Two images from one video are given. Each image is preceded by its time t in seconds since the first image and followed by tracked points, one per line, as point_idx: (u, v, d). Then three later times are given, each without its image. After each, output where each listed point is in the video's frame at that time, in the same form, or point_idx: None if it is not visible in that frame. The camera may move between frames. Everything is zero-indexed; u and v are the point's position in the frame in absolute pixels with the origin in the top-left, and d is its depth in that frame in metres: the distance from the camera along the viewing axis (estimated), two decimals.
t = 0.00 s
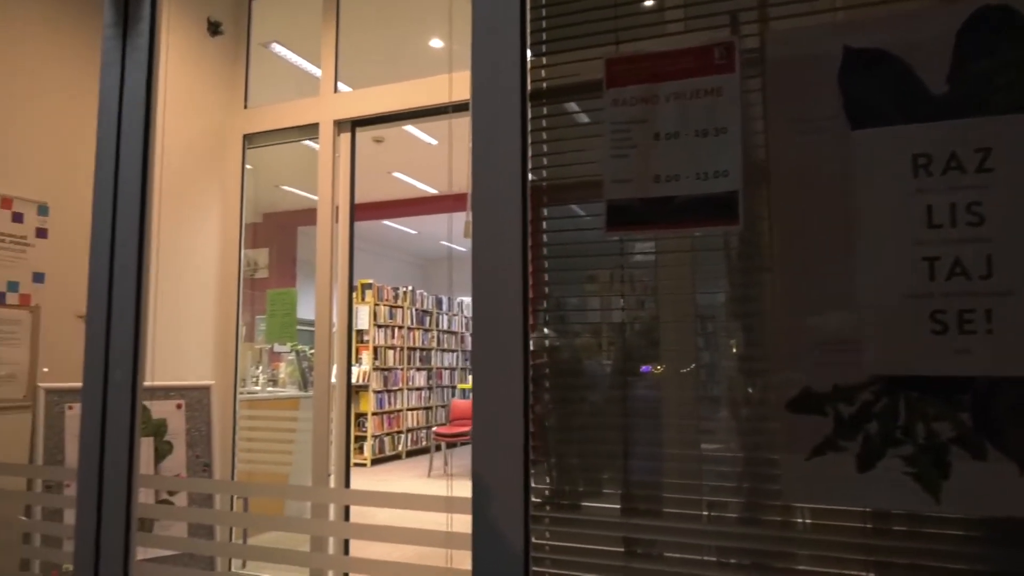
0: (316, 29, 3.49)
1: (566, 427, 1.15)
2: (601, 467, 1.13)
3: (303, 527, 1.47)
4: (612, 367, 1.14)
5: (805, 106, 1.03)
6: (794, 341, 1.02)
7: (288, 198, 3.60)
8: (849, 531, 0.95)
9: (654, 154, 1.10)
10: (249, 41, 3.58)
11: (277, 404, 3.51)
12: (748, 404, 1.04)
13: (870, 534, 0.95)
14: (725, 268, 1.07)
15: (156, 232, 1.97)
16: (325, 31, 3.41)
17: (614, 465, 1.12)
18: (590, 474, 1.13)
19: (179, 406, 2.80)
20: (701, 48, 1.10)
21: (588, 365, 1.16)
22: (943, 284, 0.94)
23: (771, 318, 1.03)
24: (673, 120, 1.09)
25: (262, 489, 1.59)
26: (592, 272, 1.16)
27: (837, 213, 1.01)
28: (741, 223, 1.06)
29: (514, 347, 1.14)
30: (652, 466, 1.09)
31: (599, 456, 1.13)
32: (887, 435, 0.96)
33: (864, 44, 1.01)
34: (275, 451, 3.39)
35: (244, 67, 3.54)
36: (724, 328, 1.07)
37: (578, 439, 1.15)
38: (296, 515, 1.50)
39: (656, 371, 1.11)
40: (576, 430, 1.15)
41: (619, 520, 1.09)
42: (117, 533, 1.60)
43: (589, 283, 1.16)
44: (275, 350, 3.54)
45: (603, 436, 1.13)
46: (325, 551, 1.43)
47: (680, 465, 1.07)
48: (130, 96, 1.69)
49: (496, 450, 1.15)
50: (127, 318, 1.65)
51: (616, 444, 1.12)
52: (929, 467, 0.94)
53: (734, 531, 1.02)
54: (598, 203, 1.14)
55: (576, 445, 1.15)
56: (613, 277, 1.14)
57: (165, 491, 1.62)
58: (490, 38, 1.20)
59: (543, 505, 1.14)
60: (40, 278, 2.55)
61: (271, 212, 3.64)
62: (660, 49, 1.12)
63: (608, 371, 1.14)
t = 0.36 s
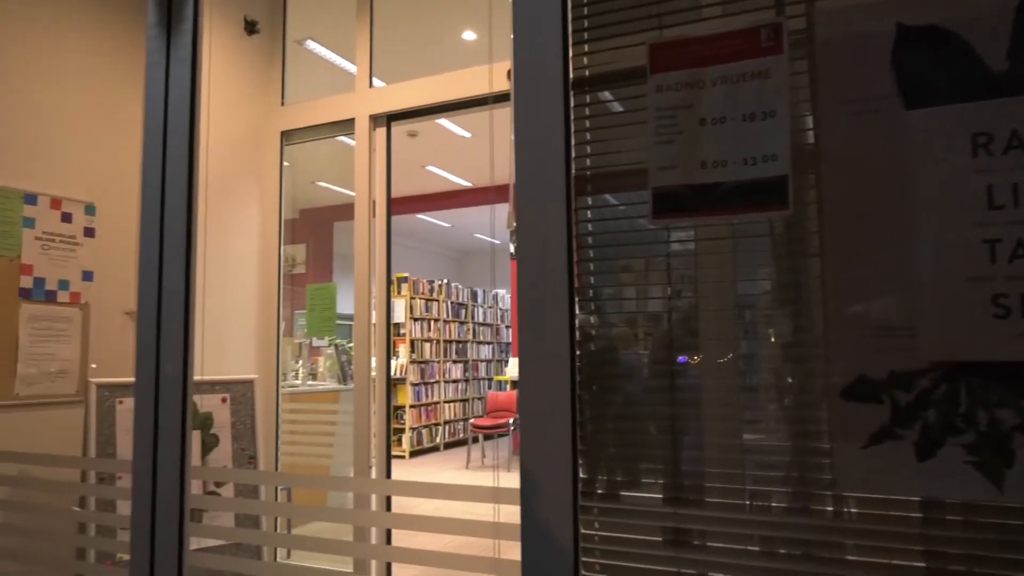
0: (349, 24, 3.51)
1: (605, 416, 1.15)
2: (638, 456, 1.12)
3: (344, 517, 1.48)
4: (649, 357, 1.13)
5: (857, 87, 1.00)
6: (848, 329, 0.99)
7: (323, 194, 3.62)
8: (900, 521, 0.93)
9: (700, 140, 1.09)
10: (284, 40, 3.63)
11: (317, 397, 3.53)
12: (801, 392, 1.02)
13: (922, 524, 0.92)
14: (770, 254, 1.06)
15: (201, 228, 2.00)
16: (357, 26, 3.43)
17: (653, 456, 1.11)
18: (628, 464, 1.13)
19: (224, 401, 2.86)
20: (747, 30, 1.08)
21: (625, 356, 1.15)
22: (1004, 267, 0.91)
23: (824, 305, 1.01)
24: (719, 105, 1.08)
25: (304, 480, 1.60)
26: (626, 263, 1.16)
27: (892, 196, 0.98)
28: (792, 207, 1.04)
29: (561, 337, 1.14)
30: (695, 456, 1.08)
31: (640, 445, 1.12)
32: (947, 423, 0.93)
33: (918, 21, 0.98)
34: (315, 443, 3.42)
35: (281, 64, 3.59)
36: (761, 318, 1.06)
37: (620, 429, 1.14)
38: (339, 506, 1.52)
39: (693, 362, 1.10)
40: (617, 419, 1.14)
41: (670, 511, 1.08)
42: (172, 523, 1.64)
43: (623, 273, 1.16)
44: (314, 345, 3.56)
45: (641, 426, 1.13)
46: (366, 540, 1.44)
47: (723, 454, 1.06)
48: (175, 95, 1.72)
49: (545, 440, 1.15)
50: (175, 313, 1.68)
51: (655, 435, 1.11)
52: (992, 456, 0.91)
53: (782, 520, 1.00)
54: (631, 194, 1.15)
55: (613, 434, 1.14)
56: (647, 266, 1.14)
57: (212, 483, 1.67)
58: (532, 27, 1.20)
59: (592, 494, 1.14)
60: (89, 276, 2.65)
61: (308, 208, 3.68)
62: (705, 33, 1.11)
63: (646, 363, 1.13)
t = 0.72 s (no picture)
0: (378, 21, 3.53)
1: (637, 409, 1.14)
2: (670, 448, 1.11)
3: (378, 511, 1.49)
4: (683, 349, 1.12)
5: (907, 68, 0.98)
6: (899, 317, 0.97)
7: (354, 190, 3.65)
8: (944, 513, 0.91)
9: (742, 127, 1.07)
10: (314, 37, 3.66)
11: (350, 392, 3.55)
12: (849, 382, 1.00)
13: (970, 516, 0.90)
14: (811, 242, 1.03)
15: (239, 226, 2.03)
16: (386, 22, 3.45)
17: (686, 448, 1.10)
18: (661, 456, 1.12)
19: (262, 396, 2.89)
20: (791, 12, 1.05)
21: (657, 348, 1.13)
22: None
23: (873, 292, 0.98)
24: (761, 91, 1.06)
25: (339, 474, 1.60)
26: (657, 254, 1.14)
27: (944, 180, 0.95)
28: (840, 193, 1.01)
29: (603, 328, 1.14)
30: (734, 448, 1.06)
31: (672, 438, 1.11)
32: (1005, 413, 0.91)
33: None
34: (351, 437, 3.46)
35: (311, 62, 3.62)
36: (795, 308, 1.04)
37: (653, 421, 1.13)
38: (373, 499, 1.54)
39: (725, 353, 1.09)
40: (650, 412, 1.13)
41: (716, 504, 1.06)
42: (216, 516, 1.67)
43: (656, 265, 1.15)
44: (347, 340, 3.62)
45: (675, 418, 1.12)
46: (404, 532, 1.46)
47: (759, 445, 1.04)
48: (212, 94, 1.74)
49: (586, 433, 1.14)
50: (216, 310, 1.71)
51: (691, 427, 1.10)
52: None
53: (825, 513, 0.98)
54: (659, 184, 1.14)
55: (645, 426, 1.13)
56: (685, 257, 1.12)
57: (251, 476, 1.68)
58: (569, 17, 1.19)
59: (636, 486, 1.12)
60: (129, 275, 2.75)
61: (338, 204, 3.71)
62: (747, 16, 1.08)
63: (678, 356, 1.12)
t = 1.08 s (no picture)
0: (405, 17, 3.54)
1: (671, 405, 1.12)
2: (699, 444, 1.10)
3: (408, 504, 1.52)
4: (711, 345, 1.11)
5: (956, 56, 0.95)
6: (948, 311, 0.94)
7: (383, 187, 3.67)
8: (992, 512, 0.89)
9: (783, 117, 1.05)
10: (342, 35, 3.68)
11: (382, 388, 3.58)
12: (894, 378, 0.97)
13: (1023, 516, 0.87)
14: (851, 234, 1.00)
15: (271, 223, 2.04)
16: (414, 19, 3.45)
17: (714, 444, 1.09)
18: (690, 452, 1.10)
19: (294, 392, 2.90)
20: None
21: (685, 344, 1.12)
22: None
23: (919, 286, 0.96)
24: (803, 80, 1.03)
25: (370, 467, 1.61)
26: (682, 249, 1.13)
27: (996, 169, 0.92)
28: (886, 184, 0.99)
29: (639, 323, 1.12)
30: (763, 444, 1.05)
31: (701, 434, 1.10)
32: None
33: None
34: (380, 433, 3.46)
35: (339, 60, 3.65)
36: (827, 304, 1.02)
37: (683, 417, 1.11)
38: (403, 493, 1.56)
39: (753, 349, 1.07)
40: (684, 408, 1.11)
41: (755, 502, 1.04)
42: (252, 510, 1.68)
43: (692, 260, 1.12)
44: (376, 337, 3.65)
45: (703, 413, 1.10)
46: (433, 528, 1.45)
47: (792, 441, 1.03)
48: (246, 92, 1.76)
49: (623, 430, 1.13)
50: (252, 308, 1.72)
51: (720, 423, 1.09)
52: None
53: (868, 512, 0.96)
54: (690, 177, 1.13)
55: (675, 422, 1.12)
56: (723, 250, 1.10)
57: (284, 471, 1.71)
58: (604, 9, 1.18)
59: (675, 484, 1.11)
60: (164, 272, 2.82)
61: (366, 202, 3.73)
62: (787, 4, 1.06)
63: (706, 351, 1.11)
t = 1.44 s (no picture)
0: (431, 13, 3.53)
1: (700, 402, 1.10)
2: (727, 441, 1.08)
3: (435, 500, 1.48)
4: (737, 342, 1.08)
5: (1002, 43, 0.92)
6: (993, 305, 0.91)
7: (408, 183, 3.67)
8: None
9: (821, 108, 1.02)
10: (369, 31, 3.69)
11: (404, 383, 3.58)
12: (935, 375, 0.94)
13: None
14: (890, 227, 0.98)
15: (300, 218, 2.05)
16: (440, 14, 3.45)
17: (742, 442, 1.07)
18: (716, 449, 1.08)
19: (320, 387, 2.95)
20: None
21: (711, 341, 1.10)
22: None
23: (962, 280, 0.93)
24: (842, 69, 1.01)
25: (397, 462, 1.61)
26: (712, 244, 1.11)
27: None
28: (930, 175, 0.95)
29: (672, 319, 1.11)
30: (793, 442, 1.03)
31: (727, 431, 1.08)
32: None
33: None
34: (404, 427, 3.51)
35: (366, 57, 3.66)
36: (857, 301, 1.00)
37: (712, 414, 1.09)
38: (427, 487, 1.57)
39: (780, 347, 1.05)
40: (713, 404, 1.09)
41: (788, 500, 1.02)
42: (280, 504, 1.69)
43: (725, 254, 1.10)
44: (400, 333, 3.64)
45: (731, 411, 1.08)
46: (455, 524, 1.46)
47: (823, 438, 1.01)
48: (274, 88, 1.76)
49: (654, 427, 1.12)
50: (280, 303, 1.73)
51: (747, 421, 1.07)
52: None
53: (905, 512, 0.93)
54: (723, 171, 1.11)
55: (704, 420, 1.09)
56: (757, 244, 1.08)
57: (311, 466, 1.73)
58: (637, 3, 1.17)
59: (707, 481, 1.08)
60: (193, 267, 2.85)
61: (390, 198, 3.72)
62: None
63: (733, 348, 1.08)
